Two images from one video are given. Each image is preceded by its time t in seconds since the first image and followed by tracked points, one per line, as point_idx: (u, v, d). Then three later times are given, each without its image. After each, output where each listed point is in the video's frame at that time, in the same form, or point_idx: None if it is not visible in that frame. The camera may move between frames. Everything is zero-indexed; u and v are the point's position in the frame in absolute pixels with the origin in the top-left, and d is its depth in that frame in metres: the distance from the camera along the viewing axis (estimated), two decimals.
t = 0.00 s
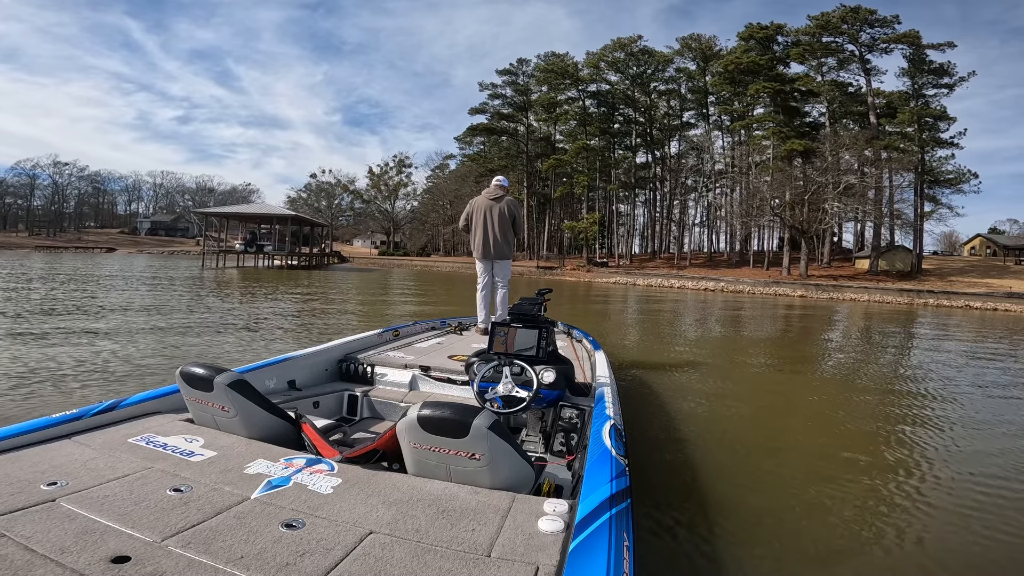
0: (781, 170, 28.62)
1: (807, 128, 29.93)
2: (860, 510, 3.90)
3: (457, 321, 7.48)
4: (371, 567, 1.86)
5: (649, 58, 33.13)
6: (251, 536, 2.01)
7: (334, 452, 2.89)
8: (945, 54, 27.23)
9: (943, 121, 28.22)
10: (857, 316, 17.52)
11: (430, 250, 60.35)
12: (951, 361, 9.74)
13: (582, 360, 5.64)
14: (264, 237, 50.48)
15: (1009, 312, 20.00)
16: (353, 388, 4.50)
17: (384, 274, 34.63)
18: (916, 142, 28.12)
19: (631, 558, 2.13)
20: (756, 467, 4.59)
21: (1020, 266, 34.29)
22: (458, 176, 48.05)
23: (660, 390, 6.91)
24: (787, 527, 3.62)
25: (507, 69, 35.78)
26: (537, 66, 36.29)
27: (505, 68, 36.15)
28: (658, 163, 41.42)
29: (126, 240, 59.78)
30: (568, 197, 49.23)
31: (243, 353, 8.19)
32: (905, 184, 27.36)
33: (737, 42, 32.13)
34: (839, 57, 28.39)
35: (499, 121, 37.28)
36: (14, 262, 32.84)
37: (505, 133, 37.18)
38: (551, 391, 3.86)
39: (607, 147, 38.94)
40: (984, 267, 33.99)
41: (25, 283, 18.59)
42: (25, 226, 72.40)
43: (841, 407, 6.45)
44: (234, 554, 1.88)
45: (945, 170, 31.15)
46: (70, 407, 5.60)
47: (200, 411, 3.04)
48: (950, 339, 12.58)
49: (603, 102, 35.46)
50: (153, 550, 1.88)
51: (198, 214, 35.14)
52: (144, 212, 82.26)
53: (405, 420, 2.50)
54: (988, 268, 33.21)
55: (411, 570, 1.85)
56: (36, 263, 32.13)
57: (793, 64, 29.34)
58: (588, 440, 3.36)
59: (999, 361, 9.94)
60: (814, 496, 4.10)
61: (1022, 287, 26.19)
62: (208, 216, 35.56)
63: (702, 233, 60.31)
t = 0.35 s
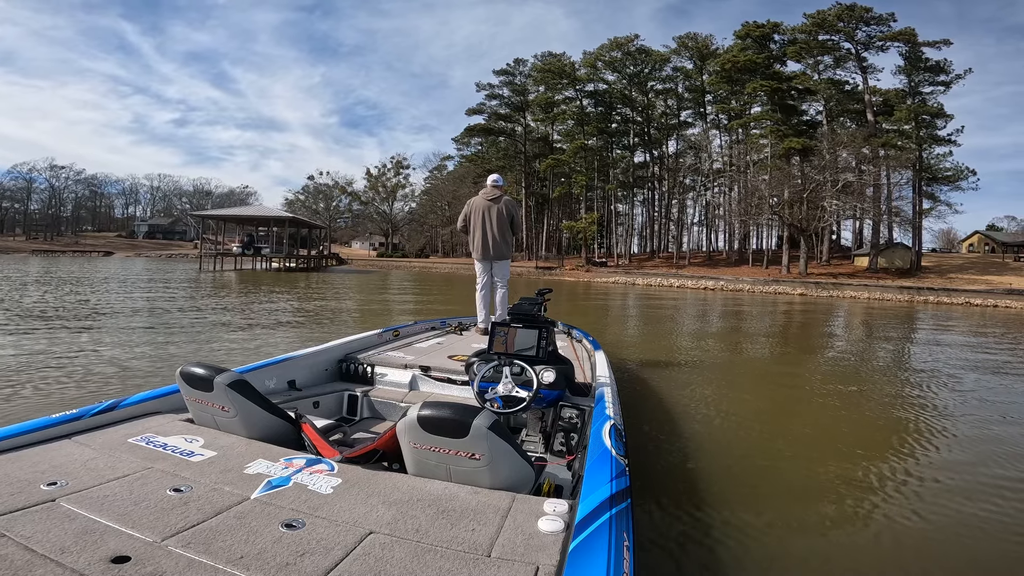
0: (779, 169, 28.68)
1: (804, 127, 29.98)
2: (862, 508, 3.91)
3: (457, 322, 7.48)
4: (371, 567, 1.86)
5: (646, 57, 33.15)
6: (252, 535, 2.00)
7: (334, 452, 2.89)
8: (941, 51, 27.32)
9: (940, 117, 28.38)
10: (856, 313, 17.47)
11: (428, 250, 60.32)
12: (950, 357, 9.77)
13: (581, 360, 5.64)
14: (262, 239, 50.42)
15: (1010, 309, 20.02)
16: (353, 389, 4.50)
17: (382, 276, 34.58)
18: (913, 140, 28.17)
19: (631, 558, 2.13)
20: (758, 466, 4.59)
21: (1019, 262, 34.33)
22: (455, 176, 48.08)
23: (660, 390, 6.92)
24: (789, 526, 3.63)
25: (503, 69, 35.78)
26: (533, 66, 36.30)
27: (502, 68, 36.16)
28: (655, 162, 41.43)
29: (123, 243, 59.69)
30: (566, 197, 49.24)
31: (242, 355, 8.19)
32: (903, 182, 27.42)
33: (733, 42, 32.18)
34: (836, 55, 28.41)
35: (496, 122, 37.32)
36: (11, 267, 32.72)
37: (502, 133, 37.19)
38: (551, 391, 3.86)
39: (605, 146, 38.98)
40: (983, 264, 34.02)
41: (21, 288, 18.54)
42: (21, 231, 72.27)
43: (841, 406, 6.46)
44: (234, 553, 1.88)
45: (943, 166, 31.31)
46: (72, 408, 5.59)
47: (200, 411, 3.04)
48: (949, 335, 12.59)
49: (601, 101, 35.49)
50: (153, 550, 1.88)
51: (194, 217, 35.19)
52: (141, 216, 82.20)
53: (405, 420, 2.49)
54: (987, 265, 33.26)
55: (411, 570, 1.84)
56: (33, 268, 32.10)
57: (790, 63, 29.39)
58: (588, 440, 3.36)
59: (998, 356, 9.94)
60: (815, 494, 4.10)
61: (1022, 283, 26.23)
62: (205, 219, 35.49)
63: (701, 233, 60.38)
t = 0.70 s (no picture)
0: (779, 170, 28.67)
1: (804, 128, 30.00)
2: (863, 507, 3.93)
3: (457, 322, 7.47)
4: (371, 567, 1.86)
5: (646, 58, 33.13)
6: (251, 536, 2.00)
7: (334, 452, 2.89)
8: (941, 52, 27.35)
9: (940, 118, 28.46)
10: (856, 314, 17.48)
11: (428, 251, 60.34)
12: (948, 358, 9.85)
13: (581, 360, 5.64)
14: (261, 239, 50.37)
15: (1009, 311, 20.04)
16: (353, 389, 4.50)
17: (381, 276, 34.55)
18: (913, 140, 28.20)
19: (631, 557, 2.13)
20: (758, 466, 4.61)
21: (1018, 264, 34.40)
22: (455, 176, 48.06)
23: (660, 390, 6.93)
24: (790, 525, 3.64)
25: (503, 69, 35.76)
26: (533, 67, 36.28)
27: (502, 68, 36.13)
28: (655, 163, 41.41)
29: (122, 242, 59.60)
30: (566, 198, 49.28)
31: (241, 355, 8.16)
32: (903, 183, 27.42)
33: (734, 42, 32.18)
34: (836, 56, 28.42)
35: (495, 122, 37.43)
36: (8, 266, 32.64)
37: (501, 133, 37.18)
38: (551, 391, 3.86)
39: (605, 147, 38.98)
40: (982, 265, 34.07)
41: (18, 287, 18.48)
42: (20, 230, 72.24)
43: (838, 406, 6.51)
44: (234, 554, 1.88)
45: (943, 167, 31.42)
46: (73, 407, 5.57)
47: (199, 411, 3.04)
48: (947, 336, 12.66)
49: (600, 102, 35.50)
50: (153, 550, 1.88)
51: (192, 217, 35.16)
52: (140, 215, 82.08)
53: (405, 419, 2.49)
54: (986, 266, 33.32)
55: (412, 570, 1.85)
56: (31, 268, 32.12)
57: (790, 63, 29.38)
58: (588, 440, 3.36)
59: (996, 358, 9.96)
60: (816, 494, 4.12)
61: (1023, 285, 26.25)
62: (203, 218, 35.44)
63: (701, 233, 60.44)
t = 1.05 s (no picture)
0: (780, 171, 28.69)
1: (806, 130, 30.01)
2: (862, 508, 3.96)
3: (457, 322, 7.47)
4: (371, 567, 1.86)
5: (648, 59, 33.11)
6: (251, 535, 2.00)
7: (334, 452, 2.89)
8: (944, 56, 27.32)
9: (942, 121, 28.48)
10: (856, 318, 17.52)
11: (427, 251, 60.32)
12: (947, 362, 9.91)
13: (582, 360, 5.64)
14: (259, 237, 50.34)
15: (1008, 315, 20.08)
16: (353, 388, 4.50)
17: (380, 275, 34.51)
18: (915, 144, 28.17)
19: (631, 557, 2.14)
20: (757, 467, 4.64)
21: (1017, 269, 34.43)
22: (455, 176, 48.04)
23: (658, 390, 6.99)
24: (788, 526, 3.68)
25: (504, 69, 35.75)
26: (535, 67, 36.27)
27: (503, 68, 36.12)
28: (656, 164, 41.41)
29: (120, 240, 59.54)
30: (566, 198, 49.28)
31: (239, 354, 8.15)
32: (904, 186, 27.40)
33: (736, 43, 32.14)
34: (839, 58, 28.40)
35: (496, 122, 37.37)
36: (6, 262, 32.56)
37: (502, 133, 37.16)
38: (551, 391, 3.87)
39: (605, 147, 38.98)
40: (981, 270, 34.08)
41: (15, 283, 18.42)
42: (18, 225, 72.10)
43: (837, 408, 6.55)
44: (233, 554, 1.88)
45: (944, 171, 31.41)
46: (72, 407, 5.57)
47: (200, 411, 3.04)
48: (946, 341, 12.73)
49: (602, 102, 35.44)
50: (153, 550, 1.88)
51: (191, 214, 35.11)
52: (139, 213, 81.99)
53: (405, 419, 2.49)
54: (985, 271, 33.38)
55: (412, 570, 1.85)
56: (28, 263, 32.07)
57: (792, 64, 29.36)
58: (587, 441, 3.36)
59: (996, 363, 9.98)
60: (814, 495, 4.15)
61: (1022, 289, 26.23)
62: (202, 216, 35.38)
63: (700, 235, 60.47)
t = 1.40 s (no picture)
0: (780, 172, 28.69)
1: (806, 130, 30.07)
2: (862, 508, 3.98)
3: (457, 322, 7.47)
4: (371, 567, 1.86)
5: (648, 59, 33.11)
6: (252, 535, 2.01)
7: (334, 452, 2.89)
8: (944, 57, 27.33)
9: (941, 122, 28.50)
10: (855, 319, 17.50)
11: (426, 251, 60.28)
12: (947, 363, 9.92)
13: (581, 360, 5.64)
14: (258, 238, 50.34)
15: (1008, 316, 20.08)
16: (353, 389, 4.50)
17: (379, 275, 34.42)
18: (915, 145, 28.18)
19: (631, 557, 2.14)
20: (759, 467, 4.66)
21: (1017, 270, 34.43)
22: (454, 177, 48.03)
23: (661, 391, 7.01)
24: (789, 524, 3.70)
25: (504, 69, 35.72)
26: (534, 67, 36.26)
27: (502, 69, 36.08)
28: (655, 165, 41.40)
29: (118, 240, 59.43)
30: (565, 199, 49.28)
31: (238, 354, 8.15)
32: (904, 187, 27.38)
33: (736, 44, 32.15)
34: (838, 59, 28.43)
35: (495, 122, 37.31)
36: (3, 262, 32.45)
37: (501, 134, 37.15)
38: (551, 391, 3.87)
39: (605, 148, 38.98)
40: (981, 271, 34.08)
41: (14, 283, 18.39)
42: (15, 224, 71.98)
43: (840, 409, 6.56)
44: (234, 553, 1.88)
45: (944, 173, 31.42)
46: (70, 407, 5.58)
47: (199, 411, 3.04)
48: (947, 342, 12.72)
49: (601, 103, 35.43)
50: (153, 549, 1.88)
51: (190, 214, 35.03)
52: (138, 213, 81.82)
53: (405, 419, 2.49)
54: (984, 271, 33.43)
55: (412, 570, 1.85)
56: (26, 263, 32.02)
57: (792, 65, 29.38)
58: (587, 440, 3.37)
59: (995, 365, 10.01)
60: (815, 495, 4.17)
61: (1022, 291, 26.23)
62: (200, 216, 35.30)
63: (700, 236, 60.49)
